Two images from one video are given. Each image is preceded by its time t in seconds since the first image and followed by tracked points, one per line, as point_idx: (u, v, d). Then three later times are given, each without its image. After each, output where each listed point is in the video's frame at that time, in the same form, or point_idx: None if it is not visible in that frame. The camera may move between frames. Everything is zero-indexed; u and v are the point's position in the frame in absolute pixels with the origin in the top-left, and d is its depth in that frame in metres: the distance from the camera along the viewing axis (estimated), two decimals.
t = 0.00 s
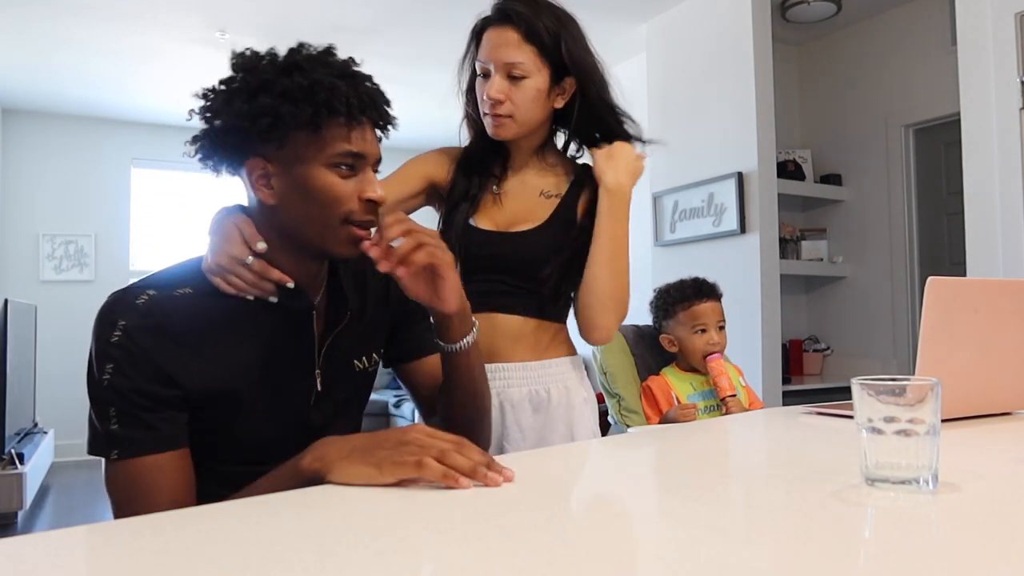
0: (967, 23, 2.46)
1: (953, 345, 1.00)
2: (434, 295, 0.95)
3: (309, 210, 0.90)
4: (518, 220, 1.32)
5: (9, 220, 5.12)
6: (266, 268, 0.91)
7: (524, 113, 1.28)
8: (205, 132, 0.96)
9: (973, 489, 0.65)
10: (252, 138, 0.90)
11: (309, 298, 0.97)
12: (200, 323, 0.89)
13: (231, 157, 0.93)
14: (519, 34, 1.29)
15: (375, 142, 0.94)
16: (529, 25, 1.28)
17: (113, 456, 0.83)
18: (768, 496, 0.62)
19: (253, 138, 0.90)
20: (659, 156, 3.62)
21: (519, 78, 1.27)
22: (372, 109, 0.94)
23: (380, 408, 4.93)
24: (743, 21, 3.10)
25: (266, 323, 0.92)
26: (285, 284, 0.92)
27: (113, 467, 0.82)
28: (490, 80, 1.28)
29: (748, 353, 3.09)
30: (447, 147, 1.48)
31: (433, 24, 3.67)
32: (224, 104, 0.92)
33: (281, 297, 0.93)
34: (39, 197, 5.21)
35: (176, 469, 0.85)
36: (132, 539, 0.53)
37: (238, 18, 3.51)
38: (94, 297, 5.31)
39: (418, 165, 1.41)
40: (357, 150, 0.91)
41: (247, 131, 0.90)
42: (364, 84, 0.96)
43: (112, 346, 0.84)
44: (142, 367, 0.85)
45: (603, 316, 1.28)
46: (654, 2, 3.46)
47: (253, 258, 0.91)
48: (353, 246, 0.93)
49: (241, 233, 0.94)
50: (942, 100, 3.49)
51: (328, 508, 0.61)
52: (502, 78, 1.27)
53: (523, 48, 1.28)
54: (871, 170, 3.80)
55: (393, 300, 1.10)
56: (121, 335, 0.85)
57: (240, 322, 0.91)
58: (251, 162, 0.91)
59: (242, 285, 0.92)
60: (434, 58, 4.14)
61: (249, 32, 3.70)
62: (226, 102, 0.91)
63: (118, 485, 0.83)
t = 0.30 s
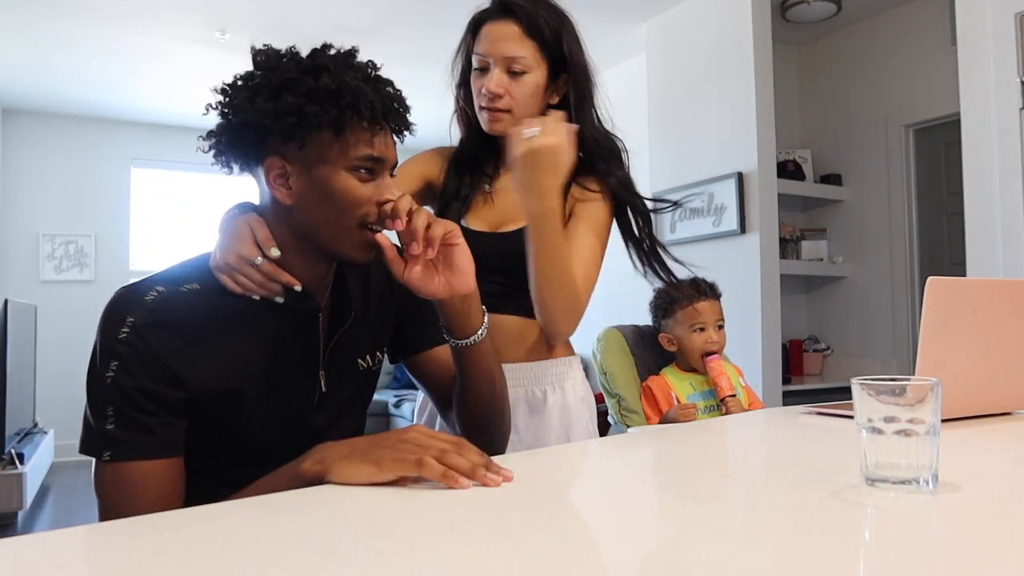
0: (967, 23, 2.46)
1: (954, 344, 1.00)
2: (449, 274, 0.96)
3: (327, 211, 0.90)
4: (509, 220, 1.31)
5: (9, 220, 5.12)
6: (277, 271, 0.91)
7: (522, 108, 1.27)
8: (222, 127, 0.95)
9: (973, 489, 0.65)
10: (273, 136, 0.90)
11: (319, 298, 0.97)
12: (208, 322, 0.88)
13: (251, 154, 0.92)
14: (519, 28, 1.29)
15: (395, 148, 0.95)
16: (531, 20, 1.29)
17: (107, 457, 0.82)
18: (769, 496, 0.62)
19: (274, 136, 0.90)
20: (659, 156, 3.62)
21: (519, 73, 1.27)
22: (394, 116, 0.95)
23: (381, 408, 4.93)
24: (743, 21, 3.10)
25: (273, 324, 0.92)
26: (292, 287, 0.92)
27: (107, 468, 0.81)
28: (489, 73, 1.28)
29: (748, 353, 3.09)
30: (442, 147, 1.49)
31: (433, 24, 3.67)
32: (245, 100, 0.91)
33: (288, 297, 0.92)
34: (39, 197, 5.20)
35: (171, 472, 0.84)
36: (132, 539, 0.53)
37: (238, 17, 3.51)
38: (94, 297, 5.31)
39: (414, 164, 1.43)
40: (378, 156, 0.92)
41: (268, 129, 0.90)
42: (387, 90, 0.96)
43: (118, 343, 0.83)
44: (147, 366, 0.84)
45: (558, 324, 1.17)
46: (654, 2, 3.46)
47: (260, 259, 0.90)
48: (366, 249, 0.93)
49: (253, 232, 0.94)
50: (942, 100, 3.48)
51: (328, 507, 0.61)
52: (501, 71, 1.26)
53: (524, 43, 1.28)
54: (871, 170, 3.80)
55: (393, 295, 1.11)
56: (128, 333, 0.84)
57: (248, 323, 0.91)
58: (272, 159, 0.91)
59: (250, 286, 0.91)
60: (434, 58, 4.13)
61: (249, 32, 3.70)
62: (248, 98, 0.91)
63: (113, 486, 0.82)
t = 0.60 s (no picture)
0: (967, 23, 2.46)
1: (954, 344, 1.00)
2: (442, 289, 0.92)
3: (304, 209, 0.89)
4: (497, 220, 1.30)
5: (9, 220, 5.12)
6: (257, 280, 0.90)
7: (511, 104, 1.26)
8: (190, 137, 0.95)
9: (973, 489, 0.65)
10: (242, 139, 0.90)
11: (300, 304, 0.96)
12: (193, 331, 0.89)
13: (221, 161, 0.92)
14: (510, 21, 1.26)
15: (368, 137, 0.94)
16: (522, 13, 1.26)
17: (107, 470, 0.83)
18: (769, 496, 0.62)
19: (242, 139, 0.89)
20: (659, 156, 3.62)
21: (509, 67, 1.25)
22: (362, 103, 0.94)
23: (380, 408, 4.94)
24: (743, 21, 3.10)
25: (257, 330, 0.92)
26: (272, 297, 0.91)
27: (107, 481, 0.83)
28: (478, 66, 1.25)
29: (748, 353, 3.09)
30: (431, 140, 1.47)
31: (433, 24, 3.68)
32: (209, 105, 0.91)
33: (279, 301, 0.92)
34: (39, 197, 5.20)
35: (172, 477, 0.85)
36: (132, 539, 0.53)
37: (238, 17, 3.51)
38: (94, 297, 5.31)
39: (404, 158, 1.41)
40: (351, 147, 0.91)
41: (235, 133, 0.89)
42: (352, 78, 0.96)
43: (105, 357, 0.84)
44: (136, 377, 0.85)
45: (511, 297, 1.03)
46: (654, 2, 3.46)
47: (241, 268, 0.90)
48: (350, 243, 0.93)
49: (235, 237, 0.94)
50: (942, 100, 3.48)
51: (328, 507, 0.61)
52: (491, 64, 1.24)
53: (515, 36, 1.25)
54: (871, 170, 3.80)
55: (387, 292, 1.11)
56: (113, 345, 0.85)
57: (232, 330, 0.91)
58: (243, 163, 0.90)
59: (230, 292, 0.91)
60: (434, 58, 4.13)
61: (249, 32, 3.70)
62: (212, 104, 0.91)
63: (114, 498, 0.83)
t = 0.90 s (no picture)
0: (967, 23, 2.46)
1: (953, 344, 1.00)
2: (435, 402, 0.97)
3: (277, 214, 0.89)
4: (488, 226, 1.29)
5: (9, 220, 5.12)
6: (218, 296, 0.88)
7: (499, 96, 1.23)
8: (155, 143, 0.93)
9: (974, 489, 0.65)
10: (209, 145, 0.88)
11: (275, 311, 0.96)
12: (170, 344, 0.88)
13: (189, 168, 0.91)
14: (500, 9, 1.22)
15: (338, 138, 0.95)
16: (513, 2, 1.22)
17: (88, 487, 0.83)
18: (768, 496, 0.62)
19: (209, 145, 0.88)
20: (659, 156, 3.62)
21: (498, 58, 1.22)
22: (330, 105, 0.94)
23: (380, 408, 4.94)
24: (743, 20, 3.10)
25: (238, 343, 0.92)
26: (238, 316, 0.89)
27: (91, 497, 0.82)
28: (465, 56, 1.22)
29: (748, 353, 3.09)
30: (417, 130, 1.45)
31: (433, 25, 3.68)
32: (174, 111, 0.89)
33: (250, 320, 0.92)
34: (38, 197, 5.20)
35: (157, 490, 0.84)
36: (130, 539, 0.53)
37: (237, 17, 3.51)
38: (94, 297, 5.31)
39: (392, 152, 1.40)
40: (321, 150, 0.91)
41: (202, 139, 0.88)
42: (320, 78, 0.96)
43: (81, 372, 0.83)
44: (113, 391, 0.84)
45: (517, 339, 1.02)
46: (654, 2, 3.46)
47: (208, 284, 0.87)
48: (325, 247, 0.93)
49: (202, 247, 0.92)
50: (942, 100, 3.48)
51: (327, 507, 0.61)
52: (478, 55, 1.21)
53: (504, 26, 1.22)
54: (871, 170, 3.80)
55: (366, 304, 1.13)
56: (88, 360, 0.84)
57: (209, 342, 0.91)
58: (211, 169, 0.89)
59: (198, 310, 0.89)
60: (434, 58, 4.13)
61: (249, 32, 3.70)
62: (177, 110, 0.89)
63: (98, 512, 0.83)
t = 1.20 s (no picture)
0: (967, 23, 2.46)
1: (953, 345, 1.00)
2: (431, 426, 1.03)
3: (298, 219, 0.89)
4: (484, 252, 1.26)
5: (9, 220, 5.12)
6: (227, 301, 0.87)
7: (489, 114, 1.13)
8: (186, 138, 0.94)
9: (974, 489, 0.65)
10: (242, 144, 0.88)
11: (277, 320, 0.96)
12: (179, 348, 0.87)
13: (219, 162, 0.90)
14: (489, 18, 1.12)
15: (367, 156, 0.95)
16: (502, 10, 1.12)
17: (86, 487, 0.81)
18: (769, 495, 0.62)
19: (242, 143, 0.88)
20: (659, 155, 3.62)
21: (488, 75, 1.12)
22: (365, 122, 0.95)
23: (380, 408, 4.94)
24: (742, 20, 3.10)
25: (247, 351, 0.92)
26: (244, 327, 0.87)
27: (88, 498, 0.81)
28: (451, 70, 1.12)
29: (748, 353, 3.09)
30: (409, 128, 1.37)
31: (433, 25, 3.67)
32: (214, 106, 0.89)
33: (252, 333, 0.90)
34: (38, 197, 5.20)
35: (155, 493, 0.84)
36: (132, 539, 0.53)
37: (237, 17, 3.51)
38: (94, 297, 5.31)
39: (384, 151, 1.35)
40: (349, 164, 0.91)
41: (238, 137, 0.88)
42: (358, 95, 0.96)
43: (89, 373, 0.81)
44: (121, 393, 0.83)
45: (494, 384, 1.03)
46: (654, 2, 3.46)
47: (218, 290, 0.87)
48: (338, 259, 0.92)
49: (214, 247, 0.93)
50: (942, 100, 3.48)
51: (330, 507, 0.61)
52: (467, 70, 1.11)
53: (495, 39, 1.12)
54: (871, 170, 3.80)
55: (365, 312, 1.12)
56: (97, 360, 0.82)
57: (218, 348, 0.90)
58: (238, 167, 0.89)
59: (200, 311, 0.88)
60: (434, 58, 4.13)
61: (249, 32, 3.70)
62: (215, 105, 0.89)
63: (92, 514, 0.81)
